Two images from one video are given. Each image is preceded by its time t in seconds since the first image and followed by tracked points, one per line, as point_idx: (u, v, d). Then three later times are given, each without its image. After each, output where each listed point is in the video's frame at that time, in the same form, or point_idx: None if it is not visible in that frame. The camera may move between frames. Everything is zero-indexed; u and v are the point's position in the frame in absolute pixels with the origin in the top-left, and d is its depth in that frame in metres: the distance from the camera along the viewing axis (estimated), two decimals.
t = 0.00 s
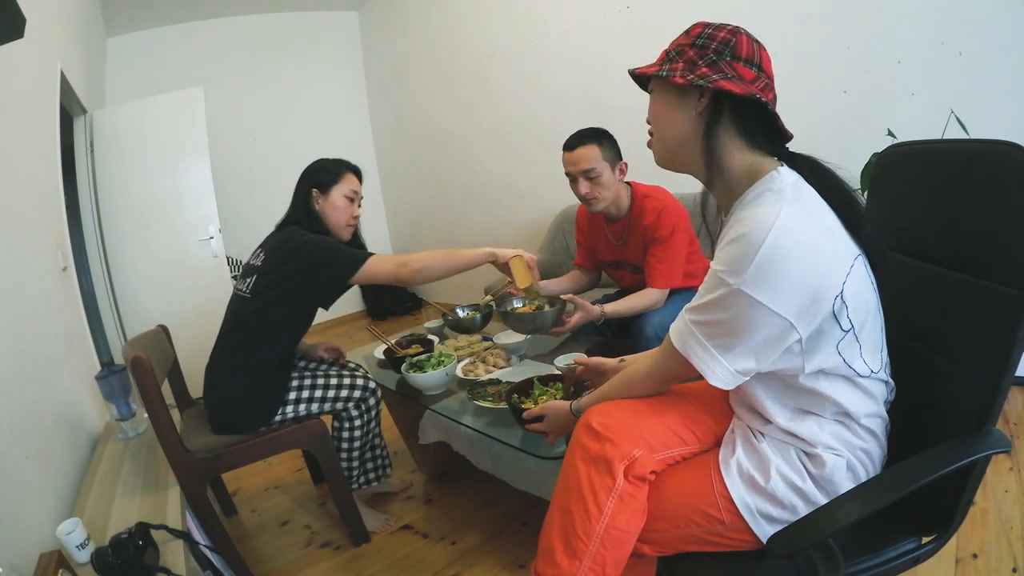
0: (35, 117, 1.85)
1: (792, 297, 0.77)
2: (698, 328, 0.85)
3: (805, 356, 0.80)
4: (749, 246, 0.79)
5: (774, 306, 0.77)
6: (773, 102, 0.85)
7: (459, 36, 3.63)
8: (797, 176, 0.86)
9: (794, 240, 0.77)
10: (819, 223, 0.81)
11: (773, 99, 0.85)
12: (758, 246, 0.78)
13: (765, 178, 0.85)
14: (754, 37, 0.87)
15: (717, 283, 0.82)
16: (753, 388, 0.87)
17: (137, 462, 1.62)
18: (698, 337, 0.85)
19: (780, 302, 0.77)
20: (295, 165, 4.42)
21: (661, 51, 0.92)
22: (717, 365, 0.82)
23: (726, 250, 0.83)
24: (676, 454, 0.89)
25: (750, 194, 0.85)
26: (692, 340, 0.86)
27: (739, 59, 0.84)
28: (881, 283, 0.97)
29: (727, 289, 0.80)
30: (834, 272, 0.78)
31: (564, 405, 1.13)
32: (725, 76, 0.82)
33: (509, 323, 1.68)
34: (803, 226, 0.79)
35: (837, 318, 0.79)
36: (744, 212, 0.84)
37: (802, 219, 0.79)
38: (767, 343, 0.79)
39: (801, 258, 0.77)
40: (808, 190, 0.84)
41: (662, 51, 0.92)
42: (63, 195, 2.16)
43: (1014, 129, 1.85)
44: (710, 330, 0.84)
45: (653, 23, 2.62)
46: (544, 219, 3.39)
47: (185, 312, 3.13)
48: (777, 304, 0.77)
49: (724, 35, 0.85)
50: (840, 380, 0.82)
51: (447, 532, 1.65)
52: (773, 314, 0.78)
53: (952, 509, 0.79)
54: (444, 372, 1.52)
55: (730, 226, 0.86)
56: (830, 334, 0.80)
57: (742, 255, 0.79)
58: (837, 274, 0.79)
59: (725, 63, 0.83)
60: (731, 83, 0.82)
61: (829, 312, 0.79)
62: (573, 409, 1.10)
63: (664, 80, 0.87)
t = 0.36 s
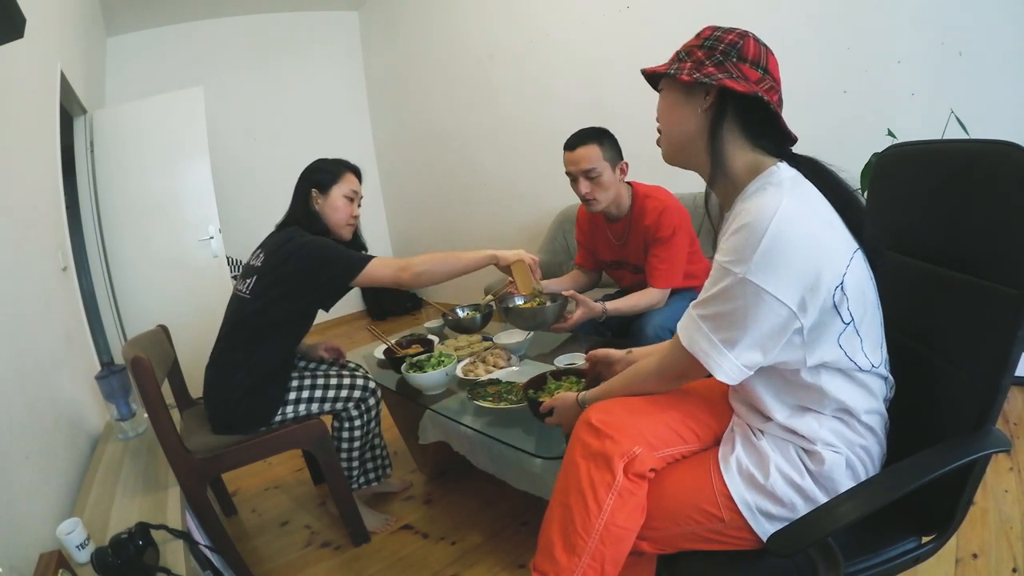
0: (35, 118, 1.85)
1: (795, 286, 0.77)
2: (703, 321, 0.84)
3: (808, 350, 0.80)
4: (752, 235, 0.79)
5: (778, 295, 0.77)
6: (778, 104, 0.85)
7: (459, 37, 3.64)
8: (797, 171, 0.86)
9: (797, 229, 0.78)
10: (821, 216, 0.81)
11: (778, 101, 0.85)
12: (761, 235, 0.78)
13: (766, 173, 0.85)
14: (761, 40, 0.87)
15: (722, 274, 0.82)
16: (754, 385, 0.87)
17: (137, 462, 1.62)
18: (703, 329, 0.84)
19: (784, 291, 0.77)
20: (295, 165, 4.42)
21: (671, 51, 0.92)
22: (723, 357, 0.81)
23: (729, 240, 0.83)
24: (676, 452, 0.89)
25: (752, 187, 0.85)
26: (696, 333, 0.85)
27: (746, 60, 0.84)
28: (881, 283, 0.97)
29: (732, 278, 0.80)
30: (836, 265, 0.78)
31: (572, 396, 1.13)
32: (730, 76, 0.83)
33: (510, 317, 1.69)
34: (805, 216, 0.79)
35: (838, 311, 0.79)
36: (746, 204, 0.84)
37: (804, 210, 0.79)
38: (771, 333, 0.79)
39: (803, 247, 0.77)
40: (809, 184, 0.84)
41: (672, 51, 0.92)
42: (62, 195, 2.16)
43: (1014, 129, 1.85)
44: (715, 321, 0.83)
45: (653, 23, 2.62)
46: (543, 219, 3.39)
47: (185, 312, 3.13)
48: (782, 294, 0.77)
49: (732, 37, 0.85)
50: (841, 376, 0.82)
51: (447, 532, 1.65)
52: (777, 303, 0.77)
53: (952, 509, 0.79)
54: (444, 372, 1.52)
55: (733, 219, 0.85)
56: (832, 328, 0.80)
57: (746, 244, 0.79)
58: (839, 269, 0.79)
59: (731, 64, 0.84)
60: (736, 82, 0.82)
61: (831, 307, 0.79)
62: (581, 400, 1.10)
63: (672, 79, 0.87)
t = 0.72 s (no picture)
0: (35, 118, 1.85)
1: (801, 286, 0.77)
2: (709, 318, 0.84)
3: (812, 351, 0.80)
4: (759, 233, 0.79)
5: (783, 294, 0.77)
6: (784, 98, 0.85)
7: (459, 37, 3.64)
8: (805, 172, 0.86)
9: (803, 228, 0.78)
10: (827, 218, 0.81)
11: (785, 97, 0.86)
12: (767, 233, 0.78)
13: (774, 172, 0.85)
14: (764, 38, 0.87)
15: (729, 272, 0.82)
16: (756, 385, 0.87)
17: (138, 462, 1.62)
18: (708, 326, 0.84)
19: (789, 290, 0.77)
20: (295, 165, 4.42)
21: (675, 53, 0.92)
22: (727, 355, 0.81)
23: (736, 238, 0.83)
24: (676, 446, 0.89)
25: (760, 186, 0.85)
26: (702, 329, 0.85)
27: (750, 58, 0.84)
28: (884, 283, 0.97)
29: (737, 275, 0.80)
30: (840, 267, 0.78)
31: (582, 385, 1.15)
32: (739, 74, 0.83)
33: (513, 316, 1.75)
34: (812, 217, 0.79)
35: (842, 313, 0.79)
36: (754, 202, 0.84)
37: (811, 211, 0.79)
38: (775, 332, 0.79)
39: (809, 247, 0.77)
40: (817, 186, 0.84)
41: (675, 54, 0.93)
42: (62, 195, 2.16)
43: (1014, 130, 1.85)
44: (720, 319, 0.83)
45: (653, 23, 2.62)
46: (544, 219, 3.39)
47: (185, 312, 3.13)
48: (787, 294, 0.77)
49: (736, 37, 0.85)
50: (843, 378, 0.82)
51: (447, 532, 1.65)
52: (782, 302, 0.77)
53: (950, 514, 0.79)
54: (444, 372, 1.52)
55: (740, 217, 0.85)
56: (835, 329, 0.80)
57: (752, 242, 0.79)
58: (844, 271, 0.79)
59: (738, 62, 0.84)
60: (745, 80, 0.82)
61: (835, 308, 0.79)
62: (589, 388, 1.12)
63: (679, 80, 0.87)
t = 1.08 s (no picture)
0: (35, 119, 1.85)
1: (801, 282, 0.77)
2: (713, 315, 0.84)
3: (812, 348, 0.80)
4: (760, 229, 0.79)
5: (785, 290, 0.77)
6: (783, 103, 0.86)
7: (459, 37, 3.63)
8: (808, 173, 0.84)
9: (803, 224, 0.78)
10: (828, 215, 0.80)
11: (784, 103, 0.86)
12: (769, 229, 0.78)
13: (776, 172, 0.85)
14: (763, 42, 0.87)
15: (732, 269, 0.82)
16: (756, 381, 0.87)
17: (138, 462, 1.62)
18: (712, 323, 0.84)
19: (791, 285, 0.77)
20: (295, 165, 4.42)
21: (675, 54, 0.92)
22: (731, 351, 0.81)
23: (739, 235, 0.83)
24: (675, 439, 0.90)
25: (761, 185, 0.85)
26: (706, 326, 0.85)
27: (751, 62, 0.84)
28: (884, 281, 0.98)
29: (740, 271, 0.80)
30: (841, 264, 0.78)
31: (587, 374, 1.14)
32: (740, 78, 0.83)
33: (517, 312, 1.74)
34: (814, 214, 0.79)
35: (842, 310, 0.79)
36: (756, 199, 0.84)
37: (812, 208, 0.79)
38: (777, 329, 0.79)
39: (809, 242, 0.77)
40: (819, 184, 0.83)
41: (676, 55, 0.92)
42: (62, 195, 2.16)
43: (1014, 130, 1.85)
44: (724, 316, 0.83)
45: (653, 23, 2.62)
46: (544, 219, 3.38)
47: (185, 312, 3.13)
48: (788, 290, 0.77)
49: (737, 40, 0.85)
50: (843, 376, 0.82)
51: (447, 532, 1.65)
52: (783, 298, 0.77)
53: (946, 520, 0.79)
54: (444, 372, 1.52)
55: (742, 214, 0.85)
56: (835, 326, 0.79)
57: (753, 238, 0.79)
58: (844, 268, 0.78)
59: (739, 66, 0.84)
60: (746, 85, 0.82)
61: (835, 305, 0.79)
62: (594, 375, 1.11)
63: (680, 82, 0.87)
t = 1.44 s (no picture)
0: (35, 119, 1.85)
1: (799, 281, 0.77)
2: (712, 326, 0.82)
3: (806, 345, 0.80)
4: (754, 232, 0.78)
5: (785, 291, 0.76)
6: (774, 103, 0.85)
7: (459, 37, 3.63)
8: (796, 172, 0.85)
9: (797, 223, 0.78)
10: (819, 213, 0.81)
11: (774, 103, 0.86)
12: (764, 231, 0.77)
13: (761, 174, 0.85)
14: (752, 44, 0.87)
15: (730, 277, 0.80)
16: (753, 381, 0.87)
17: (138, 462, 1.62)
18: (711, 334, 0.82)
19: (790, 286, 0.76)
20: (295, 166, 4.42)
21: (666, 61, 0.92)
22: (736, 361, 0.79)
23: (733, 241, 0.82)
24: (674, 434, 0.91)
25: (748, 188, 0.85)
26: (706, 338, 0.83)
27: (740, 64, 0.84)
28: (883, 281, 0.98)
29: (740, 277, 0.78)
30: (834, 261, 0.78)
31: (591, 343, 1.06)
32: (729, 81, 0.83)
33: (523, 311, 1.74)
34: (804, 211, 0.79)
35: (835, 307, 0.79)
36: (744, 203, 0.84)
37: (803, 206, 0.79)
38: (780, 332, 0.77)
39: (804, 240, 0.77)
40: (804, 182, 0.84)
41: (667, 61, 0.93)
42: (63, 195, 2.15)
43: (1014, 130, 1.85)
44: (724, 326, 0.80)
45: (654, 23, 2.62)
46: (544, 219, 3.38)
47: (186, 313, 3.13)
48: (788, 291, 0.76)
49: (725, 44, 0.85)
50: (839, 374, 0.82)
51: (446, 532, 1.65)
52: (783, 300, 0.76)
53: (944, 525, 0.79)
54: (444, 372, 1.52)
55: (733, 220, 0.85)
56: (830, 323, 0.80)
57: (749, 241, 0.78)
58: (837, 265, 0.79)
59: (728, 69, 0.84)
60: (736, 87, 0.82)
61: (828, 302, 0.79)
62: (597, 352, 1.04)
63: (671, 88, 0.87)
